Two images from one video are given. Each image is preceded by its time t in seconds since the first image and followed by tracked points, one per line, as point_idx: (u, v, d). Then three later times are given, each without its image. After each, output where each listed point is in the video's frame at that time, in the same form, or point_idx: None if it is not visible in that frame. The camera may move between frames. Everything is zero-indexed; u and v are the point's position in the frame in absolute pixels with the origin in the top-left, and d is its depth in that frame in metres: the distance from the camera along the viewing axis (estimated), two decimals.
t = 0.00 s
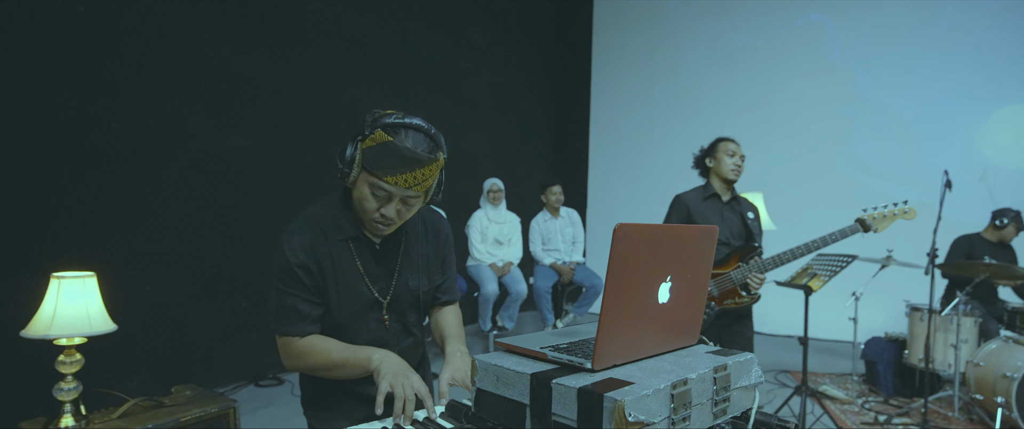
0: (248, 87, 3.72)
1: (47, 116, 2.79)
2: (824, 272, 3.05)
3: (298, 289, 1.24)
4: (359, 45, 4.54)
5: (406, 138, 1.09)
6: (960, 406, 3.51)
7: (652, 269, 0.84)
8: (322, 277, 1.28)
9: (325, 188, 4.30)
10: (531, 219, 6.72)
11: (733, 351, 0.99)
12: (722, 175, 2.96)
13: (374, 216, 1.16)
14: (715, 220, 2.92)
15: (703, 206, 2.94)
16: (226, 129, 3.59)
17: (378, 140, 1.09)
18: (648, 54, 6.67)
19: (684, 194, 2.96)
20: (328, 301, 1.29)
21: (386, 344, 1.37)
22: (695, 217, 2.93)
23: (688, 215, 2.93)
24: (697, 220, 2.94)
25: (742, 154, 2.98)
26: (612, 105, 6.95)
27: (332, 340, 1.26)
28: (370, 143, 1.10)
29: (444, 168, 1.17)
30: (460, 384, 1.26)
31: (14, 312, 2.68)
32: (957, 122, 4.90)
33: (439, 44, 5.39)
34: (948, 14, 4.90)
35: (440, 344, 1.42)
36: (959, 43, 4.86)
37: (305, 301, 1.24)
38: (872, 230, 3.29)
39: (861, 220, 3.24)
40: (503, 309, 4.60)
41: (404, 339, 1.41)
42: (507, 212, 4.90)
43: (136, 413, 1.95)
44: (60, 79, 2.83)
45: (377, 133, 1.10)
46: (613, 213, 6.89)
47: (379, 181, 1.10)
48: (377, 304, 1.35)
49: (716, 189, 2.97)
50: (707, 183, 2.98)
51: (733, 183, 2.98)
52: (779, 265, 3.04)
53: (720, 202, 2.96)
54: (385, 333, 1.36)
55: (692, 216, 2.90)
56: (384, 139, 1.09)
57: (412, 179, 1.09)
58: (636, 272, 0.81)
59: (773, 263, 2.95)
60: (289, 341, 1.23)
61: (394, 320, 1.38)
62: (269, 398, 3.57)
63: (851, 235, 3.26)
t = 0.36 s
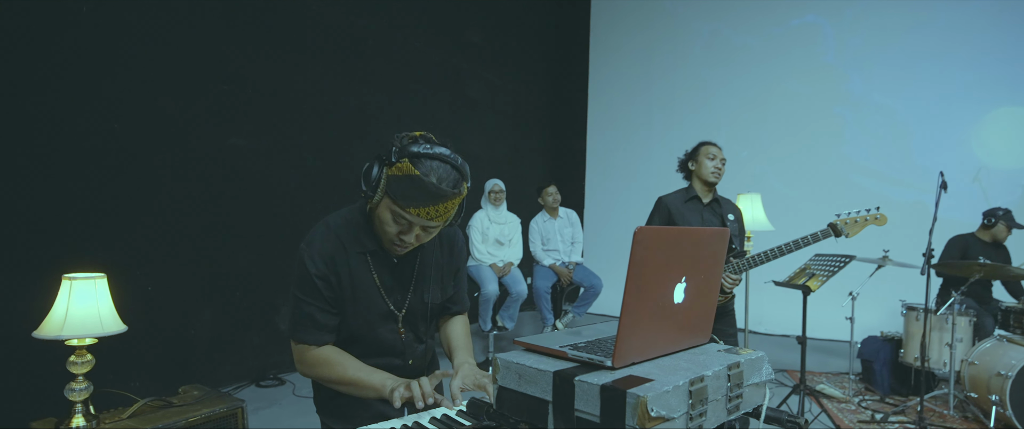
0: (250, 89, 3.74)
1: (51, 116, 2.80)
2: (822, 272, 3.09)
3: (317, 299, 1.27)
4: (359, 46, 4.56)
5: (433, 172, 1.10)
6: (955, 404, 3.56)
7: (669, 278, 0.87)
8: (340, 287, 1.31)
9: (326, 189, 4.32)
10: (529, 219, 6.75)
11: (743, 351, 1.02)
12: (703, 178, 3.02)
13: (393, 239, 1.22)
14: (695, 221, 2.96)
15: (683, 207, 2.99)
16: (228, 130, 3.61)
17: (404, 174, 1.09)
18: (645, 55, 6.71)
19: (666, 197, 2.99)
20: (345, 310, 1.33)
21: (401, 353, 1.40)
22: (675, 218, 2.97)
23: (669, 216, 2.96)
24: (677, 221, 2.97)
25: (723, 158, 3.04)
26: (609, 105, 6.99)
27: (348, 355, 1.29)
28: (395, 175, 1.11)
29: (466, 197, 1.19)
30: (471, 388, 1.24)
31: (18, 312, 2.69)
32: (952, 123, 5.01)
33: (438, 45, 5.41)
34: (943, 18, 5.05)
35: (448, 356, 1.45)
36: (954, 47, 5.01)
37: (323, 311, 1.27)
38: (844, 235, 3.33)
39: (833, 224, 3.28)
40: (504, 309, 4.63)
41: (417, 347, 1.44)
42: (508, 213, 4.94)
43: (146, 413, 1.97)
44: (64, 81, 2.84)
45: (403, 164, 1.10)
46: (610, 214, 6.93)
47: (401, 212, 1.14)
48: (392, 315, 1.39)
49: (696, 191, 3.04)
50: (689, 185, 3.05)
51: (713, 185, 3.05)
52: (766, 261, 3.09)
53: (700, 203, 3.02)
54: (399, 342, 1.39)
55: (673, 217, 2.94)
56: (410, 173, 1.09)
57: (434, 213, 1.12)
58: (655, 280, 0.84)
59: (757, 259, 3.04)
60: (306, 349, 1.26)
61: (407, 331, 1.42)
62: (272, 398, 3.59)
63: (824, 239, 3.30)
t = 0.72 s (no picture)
0: (244, 89, 3.73)
1: (44, 116, 2.78)
2: (814, 272, 3.13)
3: (318, 299, 1.28)
4: (353, 47, 4.56)
5: (446, 195, 1.11)
6: (942, 401, 3.63)
7: (678, 284, 0.90)
8: (343, 290, 1.33)
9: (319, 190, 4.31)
10: (522, 220, 6.77)
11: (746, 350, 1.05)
12: (690, 181, 3.03)
13: (401, 250, 1.25)
14: (683, 223, 3.00)
15: (670, 210, 3.03)
16: (223, 131, 3.60)
17: (417, 195, 1.10)
18: (637, 56, 6.76)
19: (653, 200, 3.05)
20: (351, 314, 1.35)
21: (405, 358, 1.43)
22: (664, 220, 3.03)
23: (657, 218, 3.02)
24: (666, 223, 3.01)
25: (709, 160, 3.05)
26: (602, 106, 7.03)
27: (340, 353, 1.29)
28: (408, 194, 1.12)
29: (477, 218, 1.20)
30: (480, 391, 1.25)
31: (12, 314, 2.66)
32: (938, 126, 5.10)
33: (431, 45, 5.42)
34: (931, 22, 5.15)
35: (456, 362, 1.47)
36: (940, 50, 5.11)
37: (326, 313, 1.29)
38: (826, 232, 3.39)
39: (815, 222, 3.33)
40: (498, 309, 4.64)
41: (422, 351, 1.46)
42: (500, 213, 4.96)
43: (145, 415, 1.97)
44: (58, 81, 2.83)
45: (416, 184, 1.11)
46: (602, 214, 6.96)
47: (411, 230, 1.17)
48: (398, 322, 1.41)
49: (682, 193, 3.06)
50: (675, 188, 3.07)
51: (700, 187, 3.05)
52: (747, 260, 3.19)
53: (687, 205, 3.05)
54: (404, 348, 1.41)
55: (660, 219, 3.00)
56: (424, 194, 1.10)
57: (443, 234, 1.14)
58: (664, 287, 0.87)
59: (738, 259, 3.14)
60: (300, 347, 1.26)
61: (412, 337, 1.44)
62: (267, 399, 3.58)
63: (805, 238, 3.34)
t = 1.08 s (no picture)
0: (232, 85, 3.69)
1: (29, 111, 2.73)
2: (800, 269, 3.18)
3: (306, 286, 1.27)
4: (342, 44, 4.54)
5: (447, 158, 1.20)
6: (924, 395, 3.70)
7: (676, 271, 0.92)
8: (332, 279, 1.32)
9: (308, 187, 4.29)
10: (510, 218, 6.78)
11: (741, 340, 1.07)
12: (685, 179, 3.05)
13: (419, 231, 1.29)
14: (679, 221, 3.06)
15: (665, 207, 3.08)
16: (210, 127, 3.57)
17: (425, 165, 1.17)
18: (625, 54, 6.79)
19: (647, 198, 3.09)
20: (348, 306, 1.35)
21: (403, 345, 1.44)
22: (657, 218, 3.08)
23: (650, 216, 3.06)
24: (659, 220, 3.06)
25: (703, 159, 3.07)
26: (590, 104, 7.05)
27: (314, 343, 1.27)
28: (416, 168, 1.18)
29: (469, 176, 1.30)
30: (479, 381, 1.29)
31: None
32: (921, 125, 5.20)
33: (421, 43, 5.41)
34: (913, 22, 5.24)
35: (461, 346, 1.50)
36: (922, 50, 5.21)
37: (312, 305, 1.28)
38: (821, 224, 3.43)
39: (810, 214, 3.38)
40: (487, 307, 4.65)
41: (419, 341, 1.47)
42: (488, 210, 4.96)
43: (134, 413, 1.95)
44: (44, 75, 2.78)
45: (419, 158, 1.18)
46: (590, 212, 6.99)
47: (426, 202, 1.22)
48: (396, 308, 1.41)
49: (676, 191, 3.11)
50: (668, 185, 3.12)
51: (694, 185, 3.09)
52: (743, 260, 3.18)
53: (681, 202, 3.10)
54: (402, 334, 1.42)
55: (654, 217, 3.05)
56: (430, 163, 1.18)
57: (455, 195, 1.22)
58: (662, 273, 0.88)
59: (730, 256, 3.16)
60: (273, 332, 1.24)
61: (411, 323, 1.45)
62: (256, 398, 3.56)
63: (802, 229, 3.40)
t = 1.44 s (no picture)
0: (218, 82, 3.66)
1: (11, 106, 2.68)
2: (786, 266, 3.22)
3: (309, 278, 1.27)
4: (329, 41, 4.51)
5: (448, 138, 1.27)
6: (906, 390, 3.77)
7: (672, 264, 0.93)
8: (335, 269, 1.32)
9: (295, 185, 4.26)
10: (497, 217, 6.78)
11: (733, 332, 1.08)
12: (693, 178, 3.11)
13: (425, 213, 1.31)
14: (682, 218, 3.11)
15: (670, 204, 3.14)
16: (196, 124, 3.53)
17: (432, 144, 1.23)
18: (612, 53, 6.82)
19: (651, 194, 3.12)
20: (347, 296, 1.35)
21: (399, 334, 1.45)
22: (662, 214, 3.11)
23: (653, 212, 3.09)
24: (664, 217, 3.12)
25: (712, 159, 3.09)
26: (577, 103, 7.07)
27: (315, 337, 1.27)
28: (423, 149, 1.23)
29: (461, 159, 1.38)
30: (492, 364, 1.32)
31: None
32: (901, 125, 5.31)
33: (408, 41, 5.39)
34: (895, 24, 5.34)
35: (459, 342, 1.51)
36: (903, 51, 5.31)
37: (311, 294, 1.27)
38: (829, 231, 3.47)
39: (820, 221, 3.40)
40: (475, 305, 4.65)
41: (411, 333, 1.48)
42: (477, 209, 4.97)
43: (121, 412, 1.92)
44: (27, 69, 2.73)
45: (425, 138, 1.23)
46: (577, 210, 7.01)
47: (433, 181, 1.27)
48: (393, 296, 1.43)
49: (681, 188, 3.16)
50: (674, 183, 3.17)
51: (701, 185, 3.14)
52: (757, 256, 3.15)
53: (686, 200, 3.16)
54: (397, 323, 1.44)
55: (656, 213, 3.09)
56: (436, 142, 1.24)
57: (458, 173, 1.29)
58: (659, 262, 0.90)
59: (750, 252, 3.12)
60: (275, 325, 1.23)
61: (407, 311, 1.46)
62: (243, 397, 3.53)
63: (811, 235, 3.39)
